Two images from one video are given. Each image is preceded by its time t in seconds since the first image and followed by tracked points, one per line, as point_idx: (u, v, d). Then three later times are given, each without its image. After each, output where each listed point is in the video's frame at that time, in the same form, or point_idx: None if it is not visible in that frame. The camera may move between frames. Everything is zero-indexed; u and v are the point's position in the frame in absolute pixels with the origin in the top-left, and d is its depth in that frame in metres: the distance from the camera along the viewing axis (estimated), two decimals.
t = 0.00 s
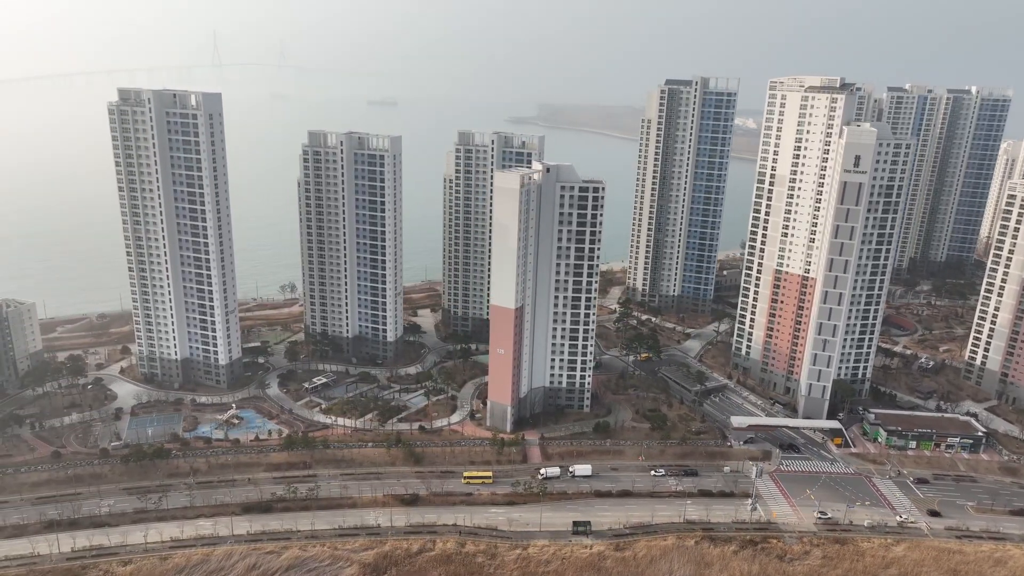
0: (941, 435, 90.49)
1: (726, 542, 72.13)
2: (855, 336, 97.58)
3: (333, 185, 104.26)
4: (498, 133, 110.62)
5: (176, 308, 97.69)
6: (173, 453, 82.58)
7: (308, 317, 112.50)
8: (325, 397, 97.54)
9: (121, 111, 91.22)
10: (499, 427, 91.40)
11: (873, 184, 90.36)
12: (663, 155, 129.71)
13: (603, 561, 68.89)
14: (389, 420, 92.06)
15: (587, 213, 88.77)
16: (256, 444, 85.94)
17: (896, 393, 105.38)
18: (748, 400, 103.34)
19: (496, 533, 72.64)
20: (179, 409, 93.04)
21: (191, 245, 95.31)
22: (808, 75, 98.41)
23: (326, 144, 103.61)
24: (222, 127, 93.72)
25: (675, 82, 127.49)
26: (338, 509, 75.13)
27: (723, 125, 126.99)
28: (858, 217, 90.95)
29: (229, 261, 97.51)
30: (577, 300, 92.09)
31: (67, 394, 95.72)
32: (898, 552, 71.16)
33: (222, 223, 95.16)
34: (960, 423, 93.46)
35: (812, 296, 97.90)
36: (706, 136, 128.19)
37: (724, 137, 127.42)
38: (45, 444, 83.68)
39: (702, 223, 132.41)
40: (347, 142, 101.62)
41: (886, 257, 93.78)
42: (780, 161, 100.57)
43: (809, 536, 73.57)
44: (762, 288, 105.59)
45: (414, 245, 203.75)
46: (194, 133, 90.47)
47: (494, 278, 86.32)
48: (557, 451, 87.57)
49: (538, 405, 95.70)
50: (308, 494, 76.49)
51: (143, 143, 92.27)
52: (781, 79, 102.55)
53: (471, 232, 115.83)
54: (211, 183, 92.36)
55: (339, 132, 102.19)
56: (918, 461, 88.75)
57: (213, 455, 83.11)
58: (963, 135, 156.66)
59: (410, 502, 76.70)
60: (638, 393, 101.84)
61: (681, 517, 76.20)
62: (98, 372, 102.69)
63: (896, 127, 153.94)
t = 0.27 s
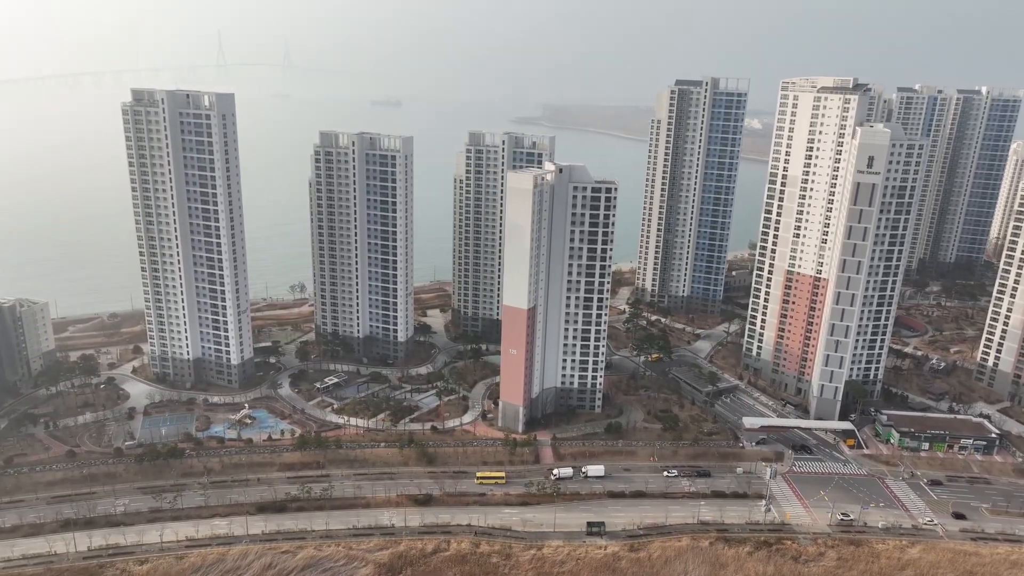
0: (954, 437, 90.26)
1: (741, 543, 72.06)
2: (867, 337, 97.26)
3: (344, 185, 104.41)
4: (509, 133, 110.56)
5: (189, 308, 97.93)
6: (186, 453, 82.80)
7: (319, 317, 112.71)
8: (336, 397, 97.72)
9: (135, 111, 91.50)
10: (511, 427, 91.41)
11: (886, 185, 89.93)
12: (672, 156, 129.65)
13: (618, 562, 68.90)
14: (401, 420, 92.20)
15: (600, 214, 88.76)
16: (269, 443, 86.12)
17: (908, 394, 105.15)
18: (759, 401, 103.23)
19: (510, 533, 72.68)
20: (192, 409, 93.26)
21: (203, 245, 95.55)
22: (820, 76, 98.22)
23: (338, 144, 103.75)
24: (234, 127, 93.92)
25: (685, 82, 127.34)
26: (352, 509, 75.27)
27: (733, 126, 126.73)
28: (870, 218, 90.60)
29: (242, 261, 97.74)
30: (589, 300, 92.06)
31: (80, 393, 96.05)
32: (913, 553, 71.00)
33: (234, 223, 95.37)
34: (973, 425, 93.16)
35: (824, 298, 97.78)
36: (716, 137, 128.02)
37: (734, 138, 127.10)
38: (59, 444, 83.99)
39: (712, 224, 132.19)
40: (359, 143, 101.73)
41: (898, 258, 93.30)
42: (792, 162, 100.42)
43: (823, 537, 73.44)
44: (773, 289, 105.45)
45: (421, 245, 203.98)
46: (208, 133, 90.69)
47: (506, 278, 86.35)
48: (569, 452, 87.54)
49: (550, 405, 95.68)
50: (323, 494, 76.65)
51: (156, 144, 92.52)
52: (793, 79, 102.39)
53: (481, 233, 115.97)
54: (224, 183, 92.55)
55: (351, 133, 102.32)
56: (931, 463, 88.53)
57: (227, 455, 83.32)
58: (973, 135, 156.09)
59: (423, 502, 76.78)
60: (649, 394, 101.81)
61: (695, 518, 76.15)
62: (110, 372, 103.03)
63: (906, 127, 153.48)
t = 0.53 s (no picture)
0: (969, 438, 89.91)
1: (756, 544, 71.93)
2: (880, 338, 96.69)
3: (356, 185, 104.58)
4: (520, 134, 110.51)
5: (202, 308, 98.23)
6: (201, 452, 83.09)
7: (330, 317, 112.97)
8: (349, 397, 97.93)
9: (149, 112, 91.85)
10: (524, 428, 91.44)
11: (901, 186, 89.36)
12: (683, 157, 129.60)
13: (634, 563, 68.87)
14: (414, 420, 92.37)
15: (613, 214, 88.73)
16: (283, 443, 86.37)
17: (921, 396, 104.76)
18: (771, 402, 103.04)
19: (525, 534, 72.72)
20: (205, 409, 93.54)
21: (217, 245, 95.81)
22: (834, 76, 97.95)
23: (350, 145, 103.91)
24: (248, 128, 94.18)
25: (696, 83, 127.32)
26: (367, 509, 75.40)
27: (744, 127, 126.40)
28: (884, 219, 90.09)
29: (255, 262, 98.00)
30: (602, 301, 92.01)
31: (94, 392, 96.47)
32: (930, 556, 70.75)
33: (248, 224, 95.59)
34: (988, 426, 92.73)
35: (837, 299, 97.59)
36: (727, 137, 127.81)
37: (745, 139, 126.77)
38: (75, 443, 84.38)
39: (722, 225, 131.95)
40: (371, 143, 101.88)
41: (912, 259, 92.59)
42: (805, 162, 100.14)
43: (838, 539, 73.23)
44: (785, 290, 105.23)
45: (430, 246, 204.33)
46: (221, 134, 90.96)
47: (520, 279, 86.39)
48: (582, 453, 87.51)
49: (562, 406, 95.64)
50: (337, 494, 76.83)
51: (170, 144, 92.84)
52: (806, 80, 102.14)
53: (492, 233, 116.11)
54: (237, 184, 92.80)
55: (364, 133, 102.49)
56: (946, 464, 88.19)
57: (242, 454, 83.60)
58: (984, 135, 155.39)
59: (438, 502, 76.88)
60: (661, 395, 101.75)
61: (709, 519, 76.04)
62: (123, 371, 103.49)
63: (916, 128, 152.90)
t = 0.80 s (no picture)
0: (985, 441, 89.45)
1: (773, 546, 71.73)
2: (895, 340, 95.75)
3: (370, 186, 104.77)
4: (533, 134, 110.41)
5: (217, 307, 98.55)
6: (217, 451, 83.41)
7: (343, 317, 113.23)
8: (363, 397, 98.14)
9: (165, 112, 92.23)
10: (538, 429, 91.43)
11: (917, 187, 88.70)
12: (695, 157, 129.43)
13: (650, 564, 68.80)
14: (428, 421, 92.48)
15: (627, 215, 88.65)
16: (298, 443, 86.60)
17: (936, 398, 104.23)
18: (785, 403, 102.76)
19: (541, 534, 72.72)
20: (220, 408, 93.88)
21: (231, 245, 96.12)
22: (849, 77, 97.46)
23: (364, 145, 104.09)
24: (263, 128, 94.45)
25: (708, 83, 127.12)
26: (383, 509, 75.53)
27: (756, 128, 126.12)
28: (900, 220, 89.53)
29: (269, 261, 98.26)
30: (616, 302, 91.93)
31: (109, 391, 96.97)
32: (948, 559, 70.41)
33: (262, 224, 95.87)
34: (1004, 429, 92.19)
35: (852, 300, 97.26)
36: (739, 138, 127.51)
37: (757, 141, 126.44)
38: (91, 441, 84.84)
39: (734, 225, 131.66)
40: (385, 144, 102.05)
41: (927, 261, 91.77)
42: (820, 163, 99.77)
43: (855, 541, 72.95)
44: (799, 291, 104.91)
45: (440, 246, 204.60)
46: (237, 134, 91.27)
47: (534, 279, 86.42)
48: (597, 453, 87.45)
49: (576, 406, 95.64)
50: (353, 494, 76.98)
51: (186, 144, 93.16)
52: (821, 81, 101.77)
53: (504, 234, 116.28)
54: (253, 184, 93.09)
55: (377, 134, 102.68)
56: (962, 467, 87.75)
57: (257, 453, 83.88)
58: (997, 136, 154.49)
59: (453, 503, 76.98)
60: (674, 396, 101.62)
61: (725, 520, 75.87)
62: (138, 370, 103.99)
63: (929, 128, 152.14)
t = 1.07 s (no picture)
0: (1002, 444, 88.99)
1: (790, 548, 71.52)
2: (910, 342, 94.90)
3: (384, 186, 105.01)
4: (547, 135, 110.43)
5: (232, 307, 98.93)
6: (233, 450, 83.77)
7: (357, 317, 113.55)
8: (377, 397, 98.40)
9: (182, 113, 92.66)
10: (552, 429, 91.44)
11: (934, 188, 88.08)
12: (708, 158, 129.21)
13: (667, 565, 68.74)
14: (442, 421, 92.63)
15: (643, 215, 88.60)
16: (313, 442, 86.87)
17: (952, 400, 103.69)
18: (799, 405, 102.45)
19: (557, 535, 72.74)
20: (235, 407, 94.30)
21: (247, 245, 96.49)
22: (865, 78, 96.88)
23: (378, 145, 104.34)
24: (279, 129, 94.80)
25: (721, 83, 126.87)
26: (399, 509, 75.70)
27: (770, 129, 125.72)
28: (917, 221, 89.05)
29: (285, 261, 98.61)
30: (631, 302, 91.89)
31: (125, 390, 97.52)
32: (967, 562, 70.08)
33: (278, 224, 96.18)
34: (1021, 431, 91.64)
35: (867, 301, 96.93)
36: (752, 138, 127.15)
37: (771, 141, 125.99)
38: (109, 440, 85.35)
39: (747, 226, 131.28)
40: (400, 144, 102.23)
41: (943, 262, 90.93)
42: (835, 164, 99.35)
43: (873, 544, 72.65)
44: (814, 292, 104.57)
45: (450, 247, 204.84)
46: (253, 134, 91.63)
47: (550, 280, 86.50)
48: (611, 454, 87.44)
49: (590, 407, 95.65)
50: (370, 493, 77.19)
51: (202, 145, 93.53)
52: (836, 82, 101.17)
53: (518, 234, 116.38)
54: (268, 184, 93.41)
55: (392, 134, 102.89)
56: (979, 470, 87.30)
57: (273, 453, 84.18)
58: (1011, 136, 153.50)
59: (470, 503, 77.08)
60: (688, 397, 101.47)
61: (742, 522, 75.69)
62: (153, 369, 104.51)
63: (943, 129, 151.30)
